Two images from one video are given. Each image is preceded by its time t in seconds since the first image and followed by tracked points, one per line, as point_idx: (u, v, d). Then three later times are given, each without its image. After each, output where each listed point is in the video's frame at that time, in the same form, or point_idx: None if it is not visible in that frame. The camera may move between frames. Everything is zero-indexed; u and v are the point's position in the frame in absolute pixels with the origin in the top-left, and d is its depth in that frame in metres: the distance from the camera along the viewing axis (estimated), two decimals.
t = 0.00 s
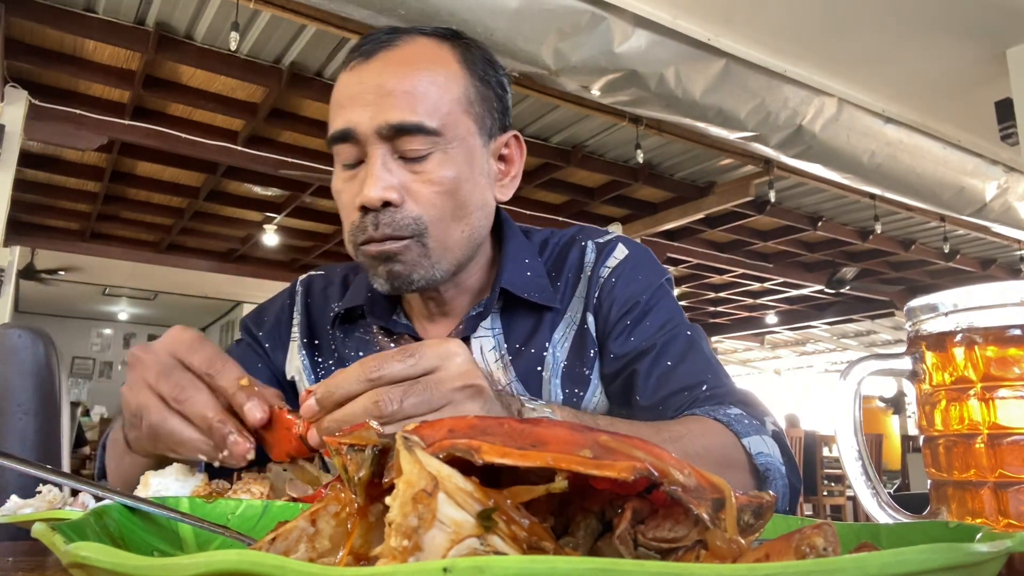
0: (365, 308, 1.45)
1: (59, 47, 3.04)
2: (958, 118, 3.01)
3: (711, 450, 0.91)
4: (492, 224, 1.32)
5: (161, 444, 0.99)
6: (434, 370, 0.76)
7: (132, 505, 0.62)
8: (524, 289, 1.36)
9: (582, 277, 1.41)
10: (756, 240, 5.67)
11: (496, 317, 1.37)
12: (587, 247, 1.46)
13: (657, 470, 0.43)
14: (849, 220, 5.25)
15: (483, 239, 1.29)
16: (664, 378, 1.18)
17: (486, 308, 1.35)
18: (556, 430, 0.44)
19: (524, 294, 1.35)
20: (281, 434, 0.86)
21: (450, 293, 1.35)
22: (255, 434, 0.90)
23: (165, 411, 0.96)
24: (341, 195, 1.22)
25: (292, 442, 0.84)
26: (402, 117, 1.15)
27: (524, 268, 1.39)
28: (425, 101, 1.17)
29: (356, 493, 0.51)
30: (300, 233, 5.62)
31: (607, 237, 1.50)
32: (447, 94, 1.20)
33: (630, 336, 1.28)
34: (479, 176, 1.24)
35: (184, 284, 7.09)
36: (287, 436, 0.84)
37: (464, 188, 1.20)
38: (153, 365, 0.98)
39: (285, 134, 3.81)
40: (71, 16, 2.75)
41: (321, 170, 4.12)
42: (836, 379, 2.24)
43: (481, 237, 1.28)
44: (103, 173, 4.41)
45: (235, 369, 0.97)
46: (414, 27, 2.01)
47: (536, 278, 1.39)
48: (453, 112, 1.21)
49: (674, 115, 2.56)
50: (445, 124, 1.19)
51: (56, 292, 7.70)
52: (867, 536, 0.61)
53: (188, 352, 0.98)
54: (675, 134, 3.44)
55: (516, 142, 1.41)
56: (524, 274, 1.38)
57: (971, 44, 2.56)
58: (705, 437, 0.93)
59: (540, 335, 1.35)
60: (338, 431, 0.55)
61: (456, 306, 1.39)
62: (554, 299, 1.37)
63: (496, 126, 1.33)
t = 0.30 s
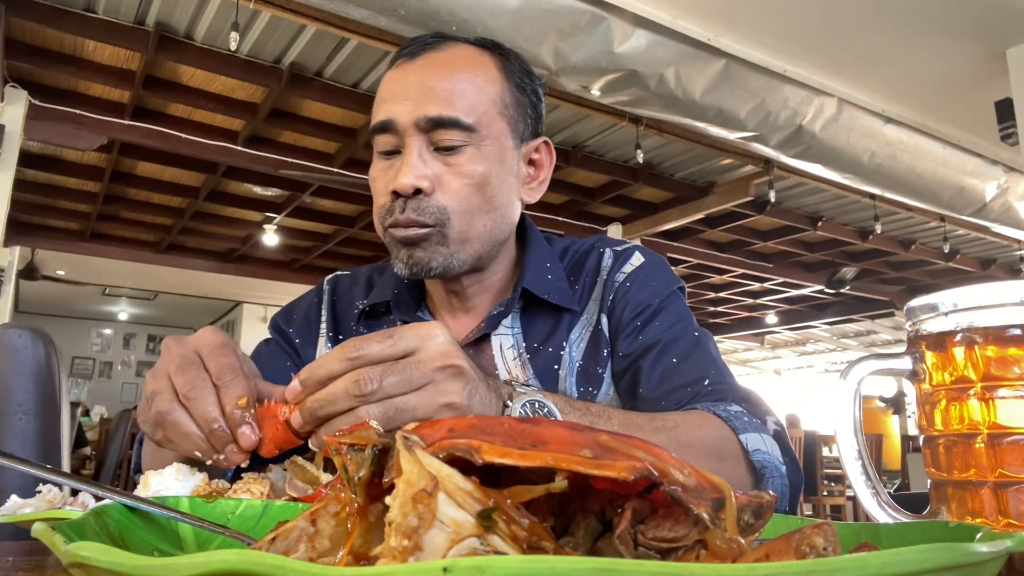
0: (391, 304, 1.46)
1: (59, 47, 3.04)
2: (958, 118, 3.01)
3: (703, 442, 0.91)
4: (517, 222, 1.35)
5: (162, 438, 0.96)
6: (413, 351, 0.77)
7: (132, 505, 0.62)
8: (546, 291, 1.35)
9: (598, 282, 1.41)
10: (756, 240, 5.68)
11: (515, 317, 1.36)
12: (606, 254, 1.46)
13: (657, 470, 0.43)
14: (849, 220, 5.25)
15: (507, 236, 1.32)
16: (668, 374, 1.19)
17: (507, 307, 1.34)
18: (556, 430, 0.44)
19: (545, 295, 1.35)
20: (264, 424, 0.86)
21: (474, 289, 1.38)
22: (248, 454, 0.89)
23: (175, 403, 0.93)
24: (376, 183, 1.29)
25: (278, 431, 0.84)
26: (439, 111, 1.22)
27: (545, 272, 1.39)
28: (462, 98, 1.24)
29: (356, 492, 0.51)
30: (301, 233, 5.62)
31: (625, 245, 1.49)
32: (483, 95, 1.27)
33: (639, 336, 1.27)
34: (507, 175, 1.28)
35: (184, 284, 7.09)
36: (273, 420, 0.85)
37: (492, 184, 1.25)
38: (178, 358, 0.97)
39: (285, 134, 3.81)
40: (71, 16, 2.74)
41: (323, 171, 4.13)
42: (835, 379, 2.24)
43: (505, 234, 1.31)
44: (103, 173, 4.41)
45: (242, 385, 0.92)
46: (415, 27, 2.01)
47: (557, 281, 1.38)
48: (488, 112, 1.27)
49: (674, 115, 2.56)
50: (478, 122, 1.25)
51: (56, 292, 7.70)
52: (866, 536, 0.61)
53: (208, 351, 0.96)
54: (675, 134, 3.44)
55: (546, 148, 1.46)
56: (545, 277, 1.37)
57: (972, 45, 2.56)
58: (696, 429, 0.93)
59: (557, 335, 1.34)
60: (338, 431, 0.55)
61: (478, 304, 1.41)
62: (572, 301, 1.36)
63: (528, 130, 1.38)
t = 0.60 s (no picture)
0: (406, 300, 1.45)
1: (59, 47, 3.04)
2: (958, 118, 3.01)
3: (687, 430, 0.91)
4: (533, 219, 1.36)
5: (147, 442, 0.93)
6: (381, 346, 0.76)
7: (132, 505, 0.62)
8: (558, 289, 1.35)
9: (606, 282, 1.40)
10: (756, 240, 5.68)
11: (528, 314, 1.36)
12: (615, 256, 1.46)
13: (657, 470, 0.43)
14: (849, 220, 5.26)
15: (522, 231, 1.32)
16: (663, 364, 1.19)
17: (519, 304, 1.34)
18: (556, 430, 0.44)
19: (557, 295, 1.35)
20: (242, 417, 0.83)
21: (490, 287, 1.38)
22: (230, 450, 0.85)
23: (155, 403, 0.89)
24: (398, 176, 1.32)
25: (254, 423, 0.82)
26: (457, 105, 1.25)
27: (558, 273, 1.39)
28: (480, 94, 1.26)
29: (356, 493, 0.51)
30: (300, 233, 5.62)
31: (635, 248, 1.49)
32: (501, 93, 1.29)
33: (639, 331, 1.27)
34: (521, 171, 1.29)
35: (184, 284, 7.09)
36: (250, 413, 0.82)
37: (505, 178, 1.26)
38: (160, 360, 0.93)
39: (285, 134, 3.82)
40: (71, 16, 2.75)
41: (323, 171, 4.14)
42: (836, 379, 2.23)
43: (520, 229, 1.32)
44: (103, 173, 4.41)
45: (221, 381, 0.88)
46: (415, 27, 2.02)
47: (569, 282, 1.38)
48: (506, 109, 1.29)
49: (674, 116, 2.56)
50: (495, 118, 1.27)
51: (55, 292, 7.70)
52: (866, 536, 0.61)
53: (188, 350, 0.93)
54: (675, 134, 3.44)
55: (563, 150, 1.47)
56: (558, 277, 1.37)
57: (972, 45, 2.56)
58: (679, 418, 0.92)
59: (567, 333, 1.34)
60: (338, 431, 0.55)
61: (493, 302, 1.41)
62: (583, 300, 1.36)
63: (545, 131, 1.39)
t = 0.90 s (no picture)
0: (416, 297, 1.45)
1: (59, 47, 3.04)
2: (958, 118, 3.01)
3: (671, 419, 0.91)
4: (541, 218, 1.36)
5: (138, 445, 0.94)
6: (342, 358, 0.70)
7: (132, 505, 0.62)
8: (563, 290, 1.36)
9: (608, 282, 1.40)
10: (756, 240, 5.68)
11: (534, 314, 1.36)
12: (619, 257, 1.45)
13: (657, 470, 0.43)
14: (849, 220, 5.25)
15: (531, 229, 1.33)
16: (651, 355, 1.18)
17: (525, 304, 1.34)
18: (556, 430, 0.44)
19: (562, 295, 1.35)
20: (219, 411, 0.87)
21: (496, 284, 1.39)
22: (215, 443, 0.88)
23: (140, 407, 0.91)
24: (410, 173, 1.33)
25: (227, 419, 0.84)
26: (469, 103, 1.25)
27: (564, 274, 1.39)
28: (491, 93, 1.27)
29: (356, 492, 0.51)
30: (300, 233, 5.62)
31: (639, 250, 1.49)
32: (511, 93, 1.29)
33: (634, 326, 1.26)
34: (531, 169, 1.29)
35: (184, 284, 7.09)
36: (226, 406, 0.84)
37: (515, 175, 1.26)
38: (141, 362, 0.93)
39: (285, 134, 3.82)
40: (71, 16, 2.75)
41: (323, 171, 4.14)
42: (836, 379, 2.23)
43: (528, 227, 1.32)
44: (103, 173, 4.41)
45: (196, 374, 0.90)
46: (415, 27, 2.02)
47: (575, 283, 1.39)
48: (517, 108, 1.29)
49: (674, 116, 2.56)
50: (506, 116, 1.27)
51: (56, 292, 7.69)
52: (866, 536, 0.61)
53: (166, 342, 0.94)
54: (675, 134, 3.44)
55: (573, 150, 1.46)
56: (564, 279, 1.38)
57: (972, 44, 2.56)
58: (661, 406, 0.92)
59: (571, 333, 1.34)
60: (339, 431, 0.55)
61: (501, 301, 1.41)
62: (588, 300, 1.36)
63: (556, 131, 1.39)
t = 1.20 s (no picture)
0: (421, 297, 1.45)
1: (58, 47, 3.04)
2: (958, 117, 3.01)
3: (664, 385, 0.83)
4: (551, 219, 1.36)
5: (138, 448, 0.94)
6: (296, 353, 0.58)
7: (132, 504, 0.62)
8: (567, 289, 1.35)
9: (611, 280, 1.40)
10: (756, 240, 5.68)
11: (538, 314, 1.37)
12: (622, 257, 1.45)
13: (657, 470, 0.43)
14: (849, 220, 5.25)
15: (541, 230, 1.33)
16: (649, 338, 1.15)
17: (529, 304, 1.35)
18: (557, 431, 0.44)
19: (567, 294, 1.35)
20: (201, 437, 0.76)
21: (504, 286, 1.39)
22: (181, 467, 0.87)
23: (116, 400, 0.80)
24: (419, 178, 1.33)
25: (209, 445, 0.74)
26: (478, 108, 1.25)
27: (569, 274, 1.39)
28: (499, 97, 1.27)
29: (356, 492, 0.51)
30: (301, 233, 5.62)
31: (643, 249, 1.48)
32: (519, 96, 1.29)
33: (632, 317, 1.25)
34: (540, 171, 1.30)
35: (185, 284, 7.09)
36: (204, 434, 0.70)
37: (526, 178, 1.26)
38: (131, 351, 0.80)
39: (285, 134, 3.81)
40: (71, 16, 2.75)
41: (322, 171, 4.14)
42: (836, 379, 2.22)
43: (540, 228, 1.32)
44: (103, 173, 4.41)
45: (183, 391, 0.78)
46: (415, 27, 2.02)
47: (579, 282, 1.38)
48: (525, 111, 1.29)
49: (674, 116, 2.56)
50: (515, 120, 1.27)
51: (56, 292, 7.69)
52: (866, 536, 0.61)
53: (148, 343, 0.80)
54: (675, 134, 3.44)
55: (579, 150, 1.47)
56: (569, 278, 1.37)
57: (973, 45, 2.56)
58: (654, 372, 0.84)
59: (573, 331, 1.34)
60: (339, 431, 0.55)
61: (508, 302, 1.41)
62: (591, 299, 1.36)
63: (562, 133, 1.39)
